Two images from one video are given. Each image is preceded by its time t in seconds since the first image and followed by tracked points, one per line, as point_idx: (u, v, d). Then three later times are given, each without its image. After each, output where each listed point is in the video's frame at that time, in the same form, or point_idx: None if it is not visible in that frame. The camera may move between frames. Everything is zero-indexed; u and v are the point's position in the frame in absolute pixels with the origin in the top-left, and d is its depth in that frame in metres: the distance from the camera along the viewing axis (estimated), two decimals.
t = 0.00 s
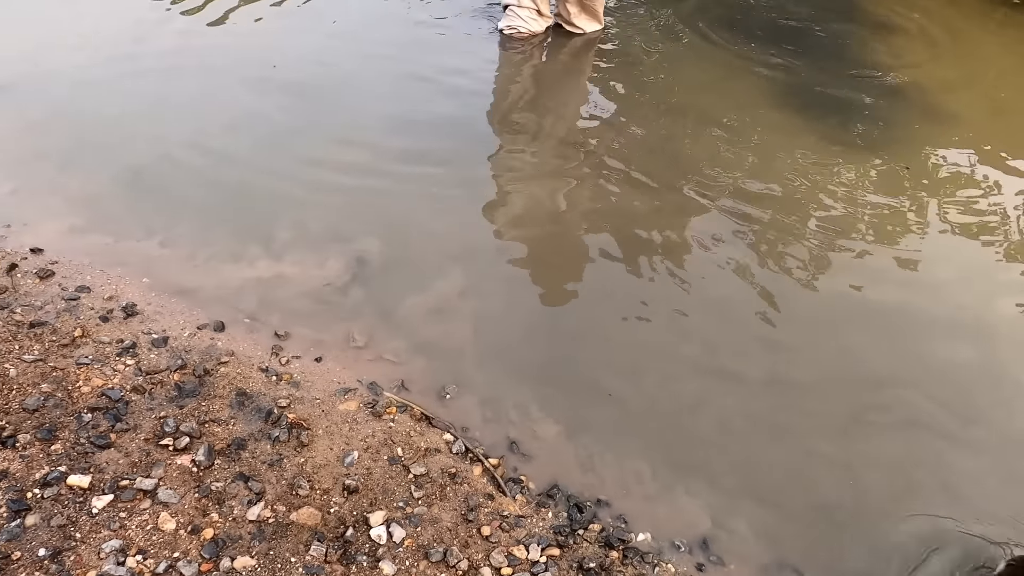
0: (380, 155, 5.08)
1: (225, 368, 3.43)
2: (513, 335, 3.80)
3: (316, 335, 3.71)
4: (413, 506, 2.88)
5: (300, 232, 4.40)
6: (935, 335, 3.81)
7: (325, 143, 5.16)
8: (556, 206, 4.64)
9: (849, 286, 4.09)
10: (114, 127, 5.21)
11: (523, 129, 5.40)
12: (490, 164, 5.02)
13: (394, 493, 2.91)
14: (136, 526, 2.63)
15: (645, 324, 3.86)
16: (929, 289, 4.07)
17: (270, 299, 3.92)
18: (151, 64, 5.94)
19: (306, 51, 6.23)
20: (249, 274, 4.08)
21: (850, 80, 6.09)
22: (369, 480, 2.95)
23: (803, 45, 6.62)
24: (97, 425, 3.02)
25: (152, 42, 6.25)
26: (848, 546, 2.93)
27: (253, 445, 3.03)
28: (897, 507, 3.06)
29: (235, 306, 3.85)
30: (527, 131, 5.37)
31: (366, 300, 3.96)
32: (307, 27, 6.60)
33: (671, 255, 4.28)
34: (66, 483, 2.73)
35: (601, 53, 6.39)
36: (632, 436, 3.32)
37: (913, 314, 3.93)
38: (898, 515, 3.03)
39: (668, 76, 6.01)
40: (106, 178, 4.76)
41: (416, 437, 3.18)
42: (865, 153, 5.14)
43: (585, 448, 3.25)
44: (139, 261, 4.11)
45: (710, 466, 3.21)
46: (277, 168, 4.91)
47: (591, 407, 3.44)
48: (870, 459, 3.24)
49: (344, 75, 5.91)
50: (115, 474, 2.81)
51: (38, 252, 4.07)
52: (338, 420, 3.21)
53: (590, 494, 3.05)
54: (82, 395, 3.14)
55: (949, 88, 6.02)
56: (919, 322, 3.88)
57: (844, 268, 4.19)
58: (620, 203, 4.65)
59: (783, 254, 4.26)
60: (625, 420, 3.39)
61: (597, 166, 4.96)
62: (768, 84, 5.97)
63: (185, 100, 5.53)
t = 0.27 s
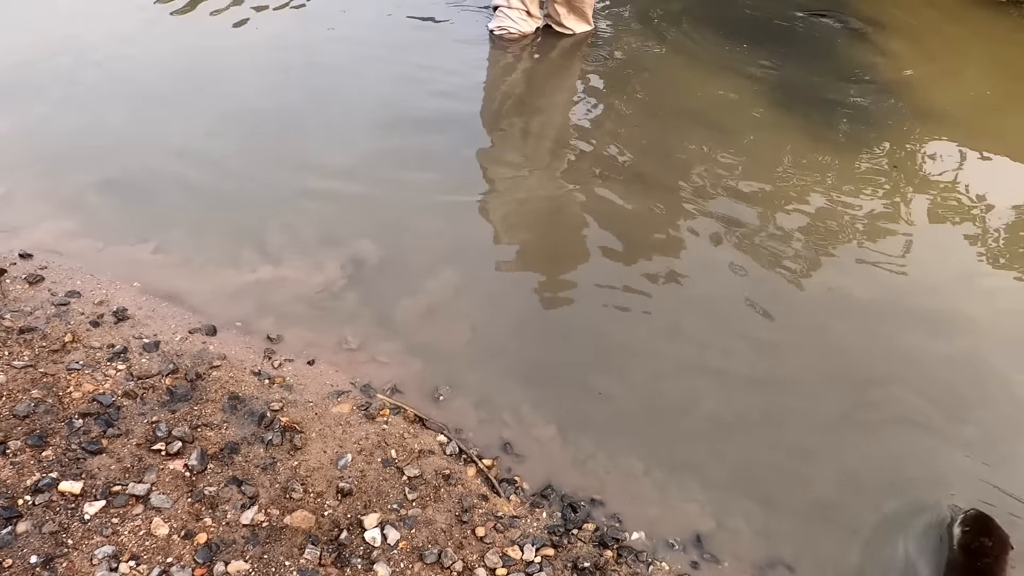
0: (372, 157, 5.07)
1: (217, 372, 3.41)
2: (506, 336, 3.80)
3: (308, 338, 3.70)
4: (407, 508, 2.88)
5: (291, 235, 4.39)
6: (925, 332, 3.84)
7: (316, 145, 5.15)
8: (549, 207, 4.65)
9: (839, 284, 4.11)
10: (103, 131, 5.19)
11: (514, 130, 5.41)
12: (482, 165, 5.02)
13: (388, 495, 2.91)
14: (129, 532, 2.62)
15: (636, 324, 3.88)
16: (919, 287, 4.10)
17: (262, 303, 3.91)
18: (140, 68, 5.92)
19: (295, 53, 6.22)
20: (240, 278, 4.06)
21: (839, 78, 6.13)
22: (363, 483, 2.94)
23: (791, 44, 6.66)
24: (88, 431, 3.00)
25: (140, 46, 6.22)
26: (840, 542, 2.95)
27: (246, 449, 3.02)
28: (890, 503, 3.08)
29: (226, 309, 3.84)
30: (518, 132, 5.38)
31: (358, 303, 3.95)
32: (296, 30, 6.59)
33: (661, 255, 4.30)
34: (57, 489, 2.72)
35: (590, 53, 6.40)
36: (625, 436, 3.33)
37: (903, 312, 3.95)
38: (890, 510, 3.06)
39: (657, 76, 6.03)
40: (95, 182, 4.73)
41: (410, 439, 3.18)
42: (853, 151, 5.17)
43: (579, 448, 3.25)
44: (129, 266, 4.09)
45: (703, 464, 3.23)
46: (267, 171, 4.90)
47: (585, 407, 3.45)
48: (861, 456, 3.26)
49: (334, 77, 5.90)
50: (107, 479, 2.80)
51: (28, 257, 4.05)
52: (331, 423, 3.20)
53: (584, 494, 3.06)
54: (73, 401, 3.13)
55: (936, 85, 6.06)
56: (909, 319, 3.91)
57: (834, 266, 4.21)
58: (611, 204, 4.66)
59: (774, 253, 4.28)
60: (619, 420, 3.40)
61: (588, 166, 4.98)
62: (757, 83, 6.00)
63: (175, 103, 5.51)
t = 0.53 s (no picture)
0: (366, 160, 5.06)
1: (213, 376, 3.40)
2: (501, 337, 3.80)
3: (303, 341, 3.69)
4: (405, 510, 2.87)
5: (286, 237, 4.38)
6: (917, 329, 3.86)
7: (309, 147, 5.14)
8: (545, 207, 4.66)
9: (833, 282, 4.13)
10: (94, 135, 5.17)
11: (507, 131, 5.41)
12: (475, 167, 5.03)
13: (386, 497, 2.91)
14: (126, 537, 2.61)
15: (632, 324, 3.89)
16: (911, 284, 4.13)
17: (256, 306, 3.90)
18: (131, 71, 5.90)
19: (287, 56, 6.21)
20: (234, 281, 4.05)
21: (829, 78, 6.16)
22: (360, 485, 2.94)
23: (781, 44, 6.69)
24: (83, 436, 2.99)
25: (131, 50, 6.20)
26: (837, 540, 2.97)
27: (242, 453, 3.01)
28: (885, 500, 3.10)
29: (221, 312, 3.83)
30: (511, 133, 5.39)
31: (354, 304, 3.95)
32: (288, 33, 6.58)
33: (655, 255, 4.31)
34: (53, 495, 2.71)
35: (583, 53, 6.41)
36: (622, 436, 3.34)
37: (896, 310, 3.98)
38: (885, 507, 3.07)
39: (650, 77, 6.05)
40: (87, 186, 4.72)
41: (407, 441, 3.17)
42: (844, 150, 5.20)
43: (576, 449, 3.26)
44: (122, 270, 4.07)
45: (700, 463, 3.24)
46: (260, 174, 4.89)
47: (581, 407, 3.46)
48: (856, 453, 3.28)
49: (327, 79, 5.89)
50: (102, 485, 2.79)
51: (20, 262, 4.03)
52: (327, 426, 3.20)
53: (581, 494, 3.06)
54: (67, 406, 3.12)
55: (926, 84, 6.10)
56: (902, 317, 3.93)
57: (827, 265, 4.23)
58: (606, 204, 4.68)
59: (767, 252, 4.30)
60: (615, 419, 3.41)
61: (582, 167, 4.99)
62: (748, 83, 6.03)
63: (166, 106, 5.50)
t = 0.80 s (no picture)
0: (359, 162, 5.06)
1: (207, 380, 3.39)
2: (497, 338, 3.80)
3: (298, 344, 3.68)
4: (402, 512, 2.87)
5: (280, 240, 4.37)
6: (910, 328, 3.89)
7: (302, 149, 5.13)
8: (539, 208, 4.67)
9: (827, 280, 4.15)
10: (86, 139, 5.14)
11: (500, 132, 5.42)
12: (469, 168, 5.03)
13: (383, 500, 2.90)
14: (122, 543, 2.60)
15: (627, 324, 3.90)
16: (904, 282, 4.15)
17: (251, 309, 3.89)
18: (120, 74, 5.88)
19: (278, 58, 6.20)
20: (228, 284, 4.04)
21: (820, 77, 6.20)
22: (357, 488, 2.94)
23: (772, 43, 6.72)
24: (78, 442, 2.98)
25: (121, 53, 6.17)
26: (833, 537, 2.98)
27: (238, 457, 3.00)
28: (881, 497, 3.12)
29: (215, 316, 3.81)
30: (505, 134, 5.40)
31: (348, 307, 3.94)
32: (279, 35, 6.56)
33: (650, 255, 4.32)
34: (47, 502, 2.69)
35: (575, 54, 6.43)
36: (619, 436, 3.35)
37: (889, 308, 4.00)
38: (880, 504, 3.09)
39: (642, 77, 6.06)
40: (79, 190, 4.69)
41: (403, 443, 3.17)
42: (836, 149, 5.23)
43: (573, 449, 3.26)
44: (115, 274, 4.05)
45: (696, 462, 3.25)
46: (253, 176, 4.88)
47: (578, 407, 3.46)
48: (851, 451, 3.30)
49: (318, 81, 5.88)
50: (98, 490, 2.78)
51: (11, 268, 4.00)
52: (323, 429, 3.19)
53: (578, 494, 3.07)
54: (61, 412, 3.10)
55: (916, 82, 6.14)
56: (894, 315, 3.96)
57: (820, 264, 4.25)
58: (600, 204, 4.69)
59: (761, 251, 4.32)
60: (612, 419, 3.42)
61: (576, 167, 5.00)
62: (740, 83, 6.05)
63: (158, 109, 5.47)
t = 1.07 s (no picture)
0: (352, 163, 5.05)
1: (201, 384, 3.38)
2: (491, 339, 3.81)
3: (292, 347, 3.68)
4: (397, 514, 2.87)
5: (273, 243, 4.37)
6: (901, 325, 3.91)
7: (294, 151, 5.13)
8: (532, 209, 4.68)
9: (818, 279, 4.18)
10: (75, 142, 5.11)
11: (492, 133, 5.43)
12: (462, 169, 5.03)
13: (378, 502, 2.91)
14: (116, 548, 2.60)
15: (620, 324, 3.92)
16: (895, 280, 4.18)
17: (244, 312, 3.88)
18: (111, 77, 5.86)
19: (269, 60, 6.18)
20: (221, 287, 4.03)
21: (810, 77, 6.23)
22: (352, 490, 2.94)
23: (762, 43, 6.76)
24: (71, 447, 2.97)
25: (111, 56, 6.15)
26: (826, 534, 3.00)
27: (233, 460, 3.00)
28: (873, 493, 3.15)
29: (208, 319, 3.81)
30: (497, 135, 5.40)
31: (342, 309, 3.94)
32: (269, 37, 6.55)
33: (642, 255, 4.34)
34: (41, 507, 2.68)
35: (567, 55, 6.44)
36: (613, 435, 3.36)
37: (880, 305, 4.02)
38: (872, 501, 3.12)
39: (634, 77, 6.08)
40: (69, 194, 4.67)
41: (398, 445, 3.17)
42: (827, 148, 5.26)
43: (567, 449, 3.28)
44: (107, 278, 4.03)
45: (690, 460, 3.26)
46: (245, 179, 4.87)
47: (572, 407, 3.47)
48: (843, 448, 3.32)
49: (309, 83, 5.88)
50: (91, 495, 2.77)
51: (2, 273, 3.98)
52: (318, 431, 3.19)
53: (573, 493, 3.08)
54: (54, 417, 3.09)
55: (905, 81, 6.18)
56: (885, 313, 3.98)
57: (812, 263, 4.28)
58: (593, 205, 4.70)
59: (752, 250, 4.34)
60: (606, 418, 3.43)
61: (568, 169, 5.02)
62: (731, 82, 6.08)
63: (148, 112, 5.45)
